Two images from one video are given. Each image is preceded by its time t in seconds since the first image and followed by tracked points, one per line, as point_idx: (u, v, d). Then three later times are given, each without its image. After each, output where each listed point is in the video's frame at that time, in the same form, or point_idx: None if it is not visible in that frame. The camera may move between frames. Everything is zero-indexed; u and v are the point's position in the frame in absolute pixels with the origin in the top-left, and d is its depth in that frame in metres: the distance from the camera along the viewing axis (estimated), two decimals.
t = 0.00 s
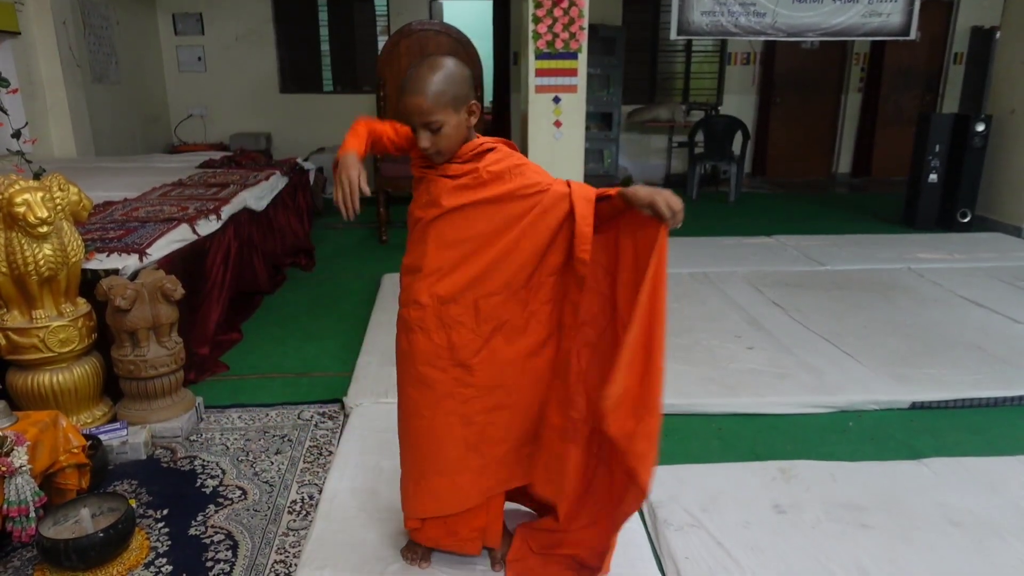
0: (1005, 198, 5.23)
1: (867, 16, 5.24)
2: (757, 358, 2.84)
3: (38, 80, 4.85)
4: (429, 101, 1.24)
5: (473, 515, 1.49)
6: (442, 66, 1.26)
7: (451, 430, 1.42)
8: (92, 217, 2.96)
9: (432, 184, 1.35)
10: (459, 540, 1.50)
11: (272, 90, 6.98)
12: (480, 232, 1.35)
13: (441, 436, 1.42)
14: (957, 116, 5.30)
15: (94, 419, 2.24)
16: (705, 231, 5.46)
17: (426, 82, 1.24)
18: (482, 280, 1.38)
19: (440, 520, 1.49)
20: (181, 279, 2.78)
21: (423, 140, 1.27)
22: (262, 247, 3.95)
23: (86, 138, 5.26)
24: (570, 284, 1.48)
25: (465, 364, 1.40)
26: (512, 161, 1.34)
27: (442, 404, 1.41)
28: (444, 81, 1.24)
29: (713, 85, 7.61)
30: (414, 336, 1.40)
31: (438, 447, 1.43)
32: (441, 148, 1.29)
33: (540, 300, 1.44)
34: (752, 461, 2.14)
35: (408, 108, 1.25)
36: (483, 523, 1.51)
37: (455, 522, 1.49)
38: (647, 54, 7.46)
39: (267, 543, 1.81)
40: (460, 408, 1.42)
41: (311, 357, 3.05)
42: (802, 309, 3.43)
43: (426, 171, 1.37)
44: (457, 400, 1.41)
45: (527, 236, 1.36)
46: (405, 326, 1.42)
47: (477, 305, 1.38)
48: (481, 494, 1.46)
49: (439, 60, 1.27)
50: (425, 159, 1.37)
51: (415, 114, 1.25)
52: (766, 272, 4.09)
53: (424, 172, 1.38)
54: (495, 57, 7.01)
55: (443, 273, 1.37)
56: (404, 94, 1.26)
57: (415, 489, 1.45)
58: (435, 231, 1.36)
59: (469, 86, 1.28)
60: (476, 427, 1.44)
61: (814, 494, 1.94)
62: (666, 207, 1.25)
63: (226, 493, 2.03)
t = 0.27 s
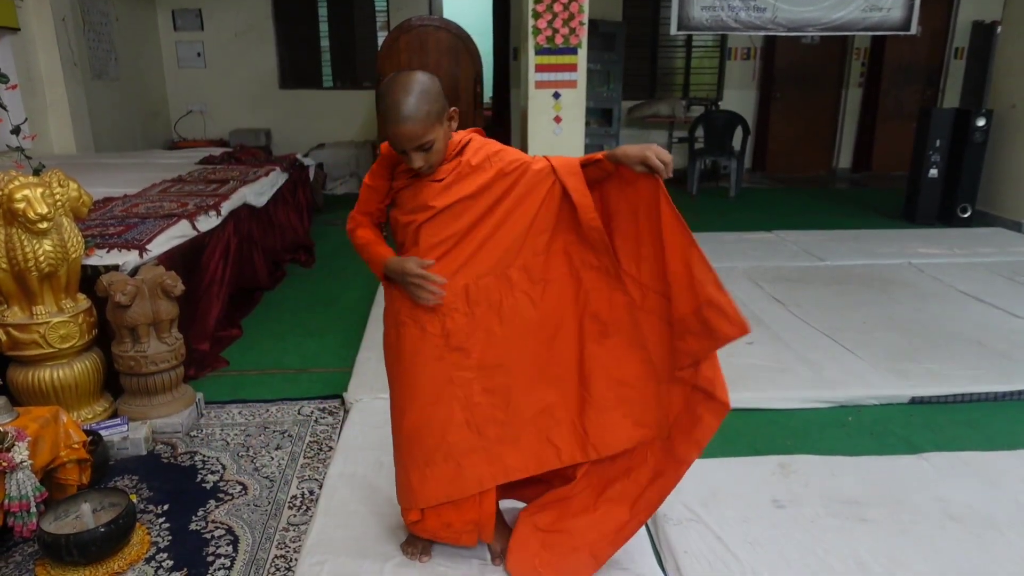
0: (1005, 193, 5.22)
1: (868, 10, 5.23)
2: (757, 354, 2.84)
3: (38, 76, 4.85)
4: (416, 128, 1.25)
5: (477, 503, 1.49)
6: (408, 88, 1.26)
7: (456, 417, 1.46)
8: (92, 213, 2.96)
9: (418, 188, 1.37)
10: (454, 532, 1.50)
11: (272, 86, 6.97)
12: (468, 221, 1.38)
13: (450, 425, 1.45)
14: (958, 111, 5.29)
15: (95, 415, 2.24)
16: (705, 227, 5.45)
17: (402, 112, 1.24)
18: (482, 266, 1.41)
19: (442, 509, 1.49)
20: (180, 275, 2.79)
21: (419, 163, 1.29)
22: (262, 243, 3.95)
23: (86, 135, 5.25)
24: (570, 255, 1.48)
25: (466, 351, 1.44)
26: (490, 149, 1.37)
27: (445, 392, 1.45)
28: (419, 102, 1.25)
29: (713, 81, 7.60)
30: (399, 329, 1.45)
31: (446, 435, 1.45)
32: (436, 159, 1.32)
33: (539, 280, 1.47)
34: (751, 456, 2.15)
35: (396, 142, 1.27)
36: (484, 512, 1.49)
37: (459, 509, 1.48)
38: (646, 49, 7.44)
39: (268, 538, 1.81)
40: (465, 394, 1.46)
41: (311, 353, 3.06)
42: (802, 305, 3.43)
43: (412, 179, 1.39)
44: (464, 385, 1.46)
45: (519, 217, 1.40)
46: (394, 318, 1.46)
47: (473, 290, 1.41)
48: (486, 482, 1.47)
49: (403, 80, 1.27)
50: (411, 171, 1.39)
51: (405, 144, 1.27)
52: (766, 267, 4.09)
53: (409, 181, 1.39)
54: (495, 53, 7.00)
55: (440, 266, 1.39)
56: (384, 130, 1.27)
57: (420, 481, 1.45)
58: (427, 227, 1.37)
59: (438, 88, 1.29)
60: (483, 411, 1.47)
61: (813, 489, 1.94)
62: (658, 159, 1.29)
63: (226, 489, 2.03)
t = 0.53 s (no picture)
0: (1004, 189, 5.22)
1: (867, 6, 5.22)
2: (756, 350, 2.84)
3: (35, 74, 4.84)
4: (424, 135, 1.26)
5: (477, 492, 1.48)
6: (405, 96, 1.25)
7: (449, 413, 1.44)
8: (90, 211, 2.96)
9: (411, 191, 1.38)
10: (460, 525, 1.49)
11: (270, 83, 6.96)
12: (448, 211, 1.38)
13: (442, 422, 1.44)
14: (957, 107, 5.29)
15: (94, 412, 2.24)
16: (703, 224, 5.45)
17: (409, 122, 1.24)
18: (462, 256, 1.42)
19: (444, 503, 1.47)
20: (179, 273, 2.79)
21: (423, 167, 1.31)
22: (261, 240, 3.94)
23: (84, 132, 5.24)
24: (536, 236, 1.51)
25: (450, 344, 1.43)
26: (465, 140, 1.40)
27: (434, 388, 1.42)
28: (421, 108, 1.25)
29: (712, 77, 7.60)
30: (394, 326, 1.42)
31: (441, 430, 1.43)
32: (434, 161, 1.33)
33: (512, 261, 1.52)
34: (750, 452, 2.15)
35: (403, 151, 1.27)
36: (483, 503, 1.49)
37: (460, 501, 1.47)
38: (645, 45, 7.43)
39: (267, 535, 1.82)
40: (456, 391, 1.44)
41: (310, 351, 3.06)
42: (800, 301, 3.43)
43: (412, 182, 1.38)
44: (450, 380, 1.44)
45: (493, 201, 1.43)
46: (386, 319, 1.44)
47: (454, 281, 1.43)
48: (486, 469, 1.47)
49: (397, 87, 1.26)
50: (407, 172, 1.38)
51: (412, 151, 1.27)
52: (765, 263, 4.09)
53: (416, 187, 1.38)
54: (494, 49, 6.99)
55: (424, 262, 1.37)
56: (391, 142, 1.26)
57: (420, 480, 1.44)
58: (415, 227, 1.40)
59: (430, 90, 1.29)
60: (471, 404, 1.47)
61: (812, 484, 1.95)
62: (611, 133, 1.32)
63: (226, 485, 2.04)
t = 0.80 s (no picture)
0: (1003, 185, 5.22)
1: (867, 2, 5.22)
2: (755, 347, 2.85)
3: (34, 71, 4.84)
4: (439, 129, 1.26)
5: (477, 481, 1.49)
6: (418, 91, 1.24)
7: (448, 408, 1.45)
8: (90, 209, 2.96)
9: (416, 189, 1.39)
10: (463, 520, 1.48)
11: (269, 81, 6.96)
12: (445, 204, 1.39)
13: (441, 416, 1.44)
14: (957, 103, 5.29)
15: (94, 410, 2.25)
16: (703, 221, 5.45)
17: (425, 117, 1.24)
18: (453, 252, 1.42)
19: (445, 498, 1.46)
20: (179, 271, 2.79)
21: (434, 161, 1.31)
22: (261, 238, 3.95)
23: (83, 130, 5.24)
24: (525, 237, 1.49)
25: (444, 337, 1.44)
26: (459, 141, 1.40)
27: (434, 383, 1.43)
28: (435, 102, 1.25)
29: (712, 74, 7.60)
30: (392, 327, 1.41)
31: (444, 422, 1.44)
32: (444, 155, 1.33)
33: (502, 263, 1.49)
34: (750, 449, 2.15)
35: (418, 145, 1.27)
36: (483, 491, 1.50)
37: (463, 493, 1.47)
38: (644, 42, 7.42)
39: (267, 532, 1.82)
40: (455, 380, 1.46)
41: (310, 348, 3.06)
42: (800, 298, 3.44)
43: (417, 177, 1.38)
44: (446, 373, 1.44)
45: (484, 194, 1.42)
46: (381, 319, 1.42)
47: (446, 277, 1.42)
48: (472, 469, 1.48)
49: (409, 82, 1.25)
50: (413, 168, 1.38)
51: (427, 145, 1.27)
52: (765, 260, 4.09)
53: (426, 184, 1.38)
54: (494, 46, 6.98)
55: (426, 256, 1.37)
56: (406, 137, 1.26)
57: (420, 475, 1.44)
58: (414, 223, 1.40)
59: (440, 83, 1.29)
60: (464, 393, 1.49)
61: (811, 480, 1.95)
62: (569, 118, 1.26)
63: (226, 483, 2.04)
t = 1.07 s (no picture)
0: (1002, 181, 5.22)
1: None
2: (754, 343, 2.85)
3: (32, 69, 4.83)
4: (444, 125, 1.26)
5: (479, 474, 1.52)
6: (424, 87, 1.24)
7: (450, 406, 1.46)
8: (88, 206, 2.96)
9: (419, 185, 1.39)
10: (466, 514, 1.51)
11: (268, 78, 6.95)
12: (444, 203, 1.41)
13: (441, 417, 1.45)
14: (956, 99, 5.28)
15: (94, 407, 2.25)
16: (702, 217, 5.45)
17: (430, 112, 1.24)
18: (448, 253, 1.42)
19: (450, 493, 1.49)
20: (178, 268, 2.78)
21: (437, 156, 1.31)
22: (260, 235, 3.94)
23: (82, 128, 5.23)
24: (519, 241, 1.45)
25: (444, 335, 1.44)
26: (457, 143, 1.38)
27: (437, 380, 1.44)
28: (441, 98, 1.25)
29: (711, 70, 7.59)
30: (394, 324, 1.41)
31: (444, 424, 1.45)
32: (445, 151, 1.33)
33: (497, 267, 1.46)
34: (748, 445, 2.16)
35: (423, 140, 1.27)
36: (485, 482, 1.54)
37: (468, 487, 1.50)
38: (643, 39, 7.41)
39: (267, 529, 1.82)
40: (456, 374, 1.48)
41: (309, 345, 3.06)
42: (799, 294, 3.44)
43: (419, 173, 1.39)
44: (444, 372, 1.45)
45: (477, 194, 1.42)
46: (382, 322, 1.42)
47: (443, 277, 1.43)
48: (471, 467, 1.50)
49: (415, 77, 1.25)
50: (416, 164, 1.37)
51: (431, 140, 1.27)
52: (764, 257, 4.09)
53: (428, 181, 1.39)
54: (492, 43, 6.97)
55: (431, 254, 1.38)
56: (411, 132, 1.26)
57: (427, 471, 1.46)
58: (417, 221, 1.40)
59: (445, 79, 1.29)
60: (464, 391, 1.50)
61: (809, 476, 1.96)
62: (514, 144, 1.28)
63: (226, 480, 2.04)
